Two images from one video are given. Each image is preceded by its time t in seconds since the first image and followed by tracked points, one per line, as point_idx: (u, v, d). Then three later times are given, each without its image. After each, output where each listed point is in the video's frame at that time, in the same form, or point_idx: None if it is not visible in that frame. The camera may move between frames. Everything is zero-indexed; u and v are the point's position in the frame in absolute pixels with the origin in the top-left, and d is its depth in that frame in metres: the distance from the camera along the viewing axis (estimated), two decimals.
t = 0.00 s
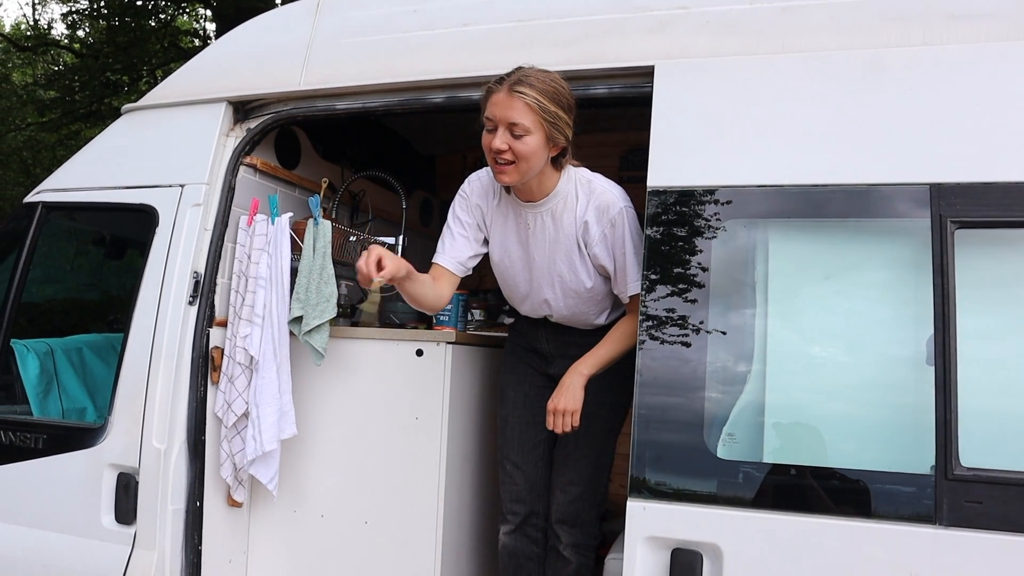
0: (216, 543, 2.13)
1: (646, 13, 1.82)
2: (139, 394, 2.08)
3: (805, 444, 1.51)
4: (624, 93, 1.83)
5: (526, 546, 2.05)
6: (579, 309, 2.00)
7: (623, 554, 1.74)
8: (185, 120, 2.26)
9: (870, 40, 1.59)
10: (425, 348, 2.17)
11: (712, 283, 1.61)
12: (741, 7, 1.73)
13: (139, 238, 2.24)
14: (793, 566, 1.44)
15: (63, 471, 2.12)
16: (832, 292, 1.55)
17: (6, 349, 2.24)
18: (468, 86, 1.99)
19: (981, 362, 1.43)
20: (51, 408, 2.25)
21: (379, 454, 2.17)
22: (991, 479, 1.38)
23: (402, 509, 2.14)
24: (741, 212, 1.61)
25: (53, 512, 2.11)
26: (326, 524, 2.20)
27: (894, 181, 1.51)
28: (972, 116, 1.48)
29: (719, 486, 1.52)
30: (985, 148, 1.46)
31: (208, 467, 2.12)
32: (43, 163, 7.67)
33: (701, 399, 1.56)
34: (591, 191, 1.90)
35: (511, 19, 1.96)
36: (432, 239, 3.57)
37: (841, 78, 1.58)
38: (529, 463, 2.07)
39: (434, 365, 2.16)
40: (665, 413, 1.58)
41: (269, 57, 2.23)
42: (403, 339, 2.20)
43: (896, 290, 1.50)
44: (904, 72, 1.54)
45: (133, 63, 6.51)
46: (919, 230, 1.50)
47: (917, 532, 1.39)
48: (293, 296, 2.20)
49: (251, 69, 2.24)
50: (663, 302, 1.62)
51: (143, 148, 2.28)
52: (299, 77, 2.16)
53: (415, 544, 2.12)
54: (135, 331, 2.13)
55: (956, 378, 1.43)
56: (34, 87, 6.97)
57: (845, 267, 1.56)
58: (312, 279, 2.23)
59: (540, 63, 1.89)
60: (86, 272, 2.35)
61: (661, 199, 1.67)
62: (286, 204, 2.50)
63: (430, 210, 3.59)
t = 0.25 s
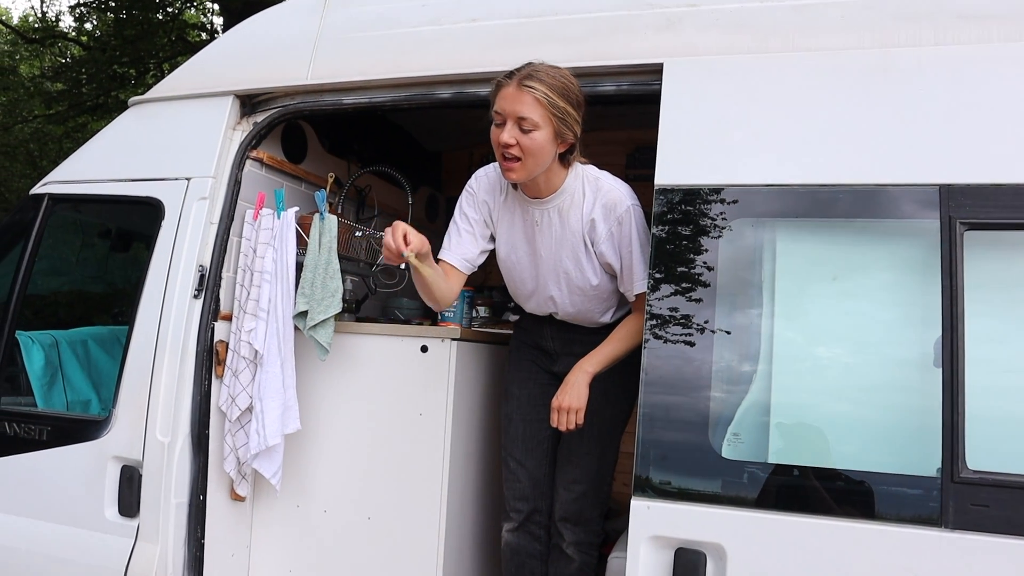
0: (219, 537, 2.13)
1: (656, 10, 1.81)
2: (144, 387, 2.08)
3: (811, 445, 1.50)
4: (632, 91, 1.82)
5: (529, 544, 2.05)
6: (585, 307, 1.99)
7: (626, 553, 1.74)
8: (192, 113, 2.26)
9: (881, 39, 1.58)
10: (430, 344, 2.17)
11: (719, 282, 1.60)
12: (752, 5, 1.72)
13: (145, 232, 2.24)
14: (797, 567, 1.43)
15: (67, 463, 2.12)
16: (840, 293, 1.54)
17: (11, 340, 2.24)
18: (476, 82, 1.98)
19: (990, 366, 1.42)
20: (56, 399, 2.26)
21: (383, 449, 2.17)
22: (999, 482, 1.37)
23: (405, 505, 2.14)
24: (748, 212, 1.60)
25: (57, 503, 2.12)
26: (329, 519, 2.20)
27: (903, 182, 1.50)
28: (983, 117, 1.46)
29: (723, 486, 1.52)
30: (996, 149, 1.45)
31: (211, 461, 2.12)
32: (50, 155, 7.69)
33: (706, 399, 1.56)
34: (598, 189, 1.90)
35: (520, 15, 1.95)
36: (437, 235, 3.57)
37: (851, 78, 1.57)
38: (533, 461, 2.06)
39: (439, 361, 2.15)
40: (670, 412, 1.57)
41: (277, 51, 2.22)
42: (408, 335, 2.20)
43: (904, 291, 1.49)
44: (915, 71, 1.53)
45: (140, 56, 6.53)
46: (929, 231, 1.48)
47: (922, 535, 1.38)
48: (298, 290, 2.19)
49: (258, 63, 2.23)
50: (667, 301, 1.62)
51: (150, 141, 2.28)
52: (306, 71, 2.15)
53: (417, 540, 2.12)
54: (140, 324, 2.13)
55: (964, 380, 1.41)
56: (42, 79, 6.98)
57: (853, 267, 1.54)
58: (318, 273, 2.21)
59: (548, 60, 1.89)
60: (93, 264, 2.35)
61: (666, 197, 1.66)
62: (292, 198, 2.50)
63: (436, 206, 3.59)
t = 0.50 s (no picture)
0: (225, 536, 2.14)
1: (664, 10, 1.80)
2: (151, 385, 2.09)
3: (820, 446, 1.49)
4: (640, 90, 1.82)
5: (535, 544, 2.04)
6: (589, 306, 1.99)
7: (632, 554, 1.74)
8: (200, 113, 2.26)
9: (890, 39, 1.57)
10: (436, 344, 2.17)
11: (725, 282, 1.60)
12: (760, 4, 1.71)
13: (152, 231, 2.25)
14: (805, 568, 1.43)
15: (74, 461, 2.13)
16: (848, 293, 1.54)
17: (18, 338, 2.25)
18: (483, 82, 1.98)
19: (999, 367, 1.41)
20: (63, 397, 2.26)
21: (389, 449, 2.17)
22: (1008, 484, 1.36)
23: (412, 505, 2.14)
24: (756, 212, 1.60)
25: (64, 501, 2.12)
26: (336, 518, 2.20)
27: (912, 182, 1.49)
28: (993, 117, 1.46)
29: (731, 487, 1.51)
30: (1006, 149, 1.44)
31: (218, 460, 2.13)
32: (58, 154, 7.74)
33: (713, 399, 1.55)
34: (605, 188, 1.89)
35: (527, 14, 1.95)
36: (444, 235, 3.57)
37: (860, 77, 1.56)
38: (539, 461, 2.06)
39: (446, 361, 2.16)
40: (677, 413, 1.57)
41: (284, 51, 2.23)
42: (414, 335, 2.20)
43: (913, 291, 1.48)
44: (925, 71, 1.52)
45: (148, 56, 6.55)
46: (938, 231, 1.48)
47: (930, 537, 1.37)
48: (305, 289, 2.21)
49: (266, 62, 2.24)
50: (673, 301, 1.61)
51: (157, 141, 2.29)
52: (314, 71, 2.16)
53: (423, 539, 2.12)
54: (147, 323, 2.14)
55: (973, 381, 1.41)
56: (51, 79, 7.02)
57: (862, 268, 1.54)
58: (325, 272, 2.24)
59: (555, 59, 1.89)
60: (100, 263, 2.34)
61: (673, 198, 1.66)
62: (300, 197, 2.50)
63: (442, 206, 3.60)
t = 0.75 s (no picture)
0: (231, 535, 2.14)
1: (669, 10, 1.80)
2: (157, 385, 2.09)
3: (825, 447, 1.49)
4: (645, 91, 1.82)
5: (539, 544, 2.04)
6: (589, 304, 2.00)
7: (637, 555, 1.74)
8: (206, 113, 2.27)
9: (896, 40, 1.57)
10: (441, 344, 2.17)
11: (730, 283, 1.59)
12: (766, 5, 1.71)
13: (158, 232, 2.25)
14: (810, 569, 1.42)
15: (80, 460, 2.13)
16: (853, 294, 1.53)
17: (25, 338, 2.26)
18: (489, 82, 1.99)
19: (1005, 368, 1.41)
20: (69, 397, 2.27)
21: (394, 448, 2.18)
22: (1014, 486, 1.36)
23: (416, 504, 2.14)
24: (761, 213, 1.60)
25: (70, 500, 2.13)
26: (340, 518, 2.21)
27: (918, 183, 1.49)
28: (1000, 117, 1.45)
29: (736, 487, 1.51)
30: (1012, 149, 1.43)
31: (223, 460, 2.14)
32: (65, 154, 7.77)
33: (717, 400, 1.55)
34: (608, 189, 1.88)
35: (533, 15, 1.95)
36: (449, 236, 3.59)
37: (866, 78, 1.56)
38: (544, 461, 2.06)
39: (450, 361, 2.16)
40: (682, 414, 1.56)
41: (290, 52, 2.23)
42: (419, 335, 2.20)
43: (919, 292, 1.48)
44: (931, 71, 1.52)
45: (154, 57, 6.58)
46: (944, 232, 1.47)
47: (936, 538, 1.36)
48: (311, 289, 2.21)
49: (272, 63, 2.24)
50: (677, 302, 1.61)
51: (164, 141, 2.30)
52: (320, 72, 2.16)
53: (428, 539, 2.12)
54: (153, 322, 2.14)
55: (980, 382, 1.40)
56: (57, 80, 7.04)
57: (867, 268, 1.53)
58: (330, 273, 2.23)
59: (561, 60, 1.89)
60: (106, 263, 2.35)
61: (677, 199, 1.66)
62: (306, 198, 2.51)
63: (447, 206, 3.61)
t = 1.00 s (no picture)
0: (230, 534, 2.15)
1: (672, 12, 1.81)
2: (157, 384, 2.09)
3: (825, 449, 1.49)
4: (648, 92, 1.82)
5: (539, 545, 2.05)
6: (588, 303, 2.00)
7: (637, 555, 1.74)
8: (208, 112, 2.27)
9: (899, 43, 1.58)
10: (442, 344, 2.18)
11: (731, 285, 1.60)
12: (768, 8, 1.71)
13: (159, 230, 2.26)
14: (810, 571, 1.43)
15: (80, 458, 2.13)
16: (854, 297, 1.54)
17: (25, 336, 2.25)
18: (491, 83, 1.99)
19: (1005, 371, 1.41)
20: (69, 395, 2.27)
21: (394, 448, 2.18)
22: (1014, 488, 1.36)
23: (416, 504, 2.15)
24: (762, 215, 1.60)
25: (70, 499, 2.13)
26: (340, 518, 2.21)
27: (920, 186, 1.49)
28: (1002, 121, 1.46)
29: (736, 489, 1.51)
30: (1014, 153, 1.44)
31: (223, 459, 2.14)
32: (64, 153, 7.76)
33: (718, 402, 1.55)
34: (608, 187, 1.88)
35: (535, 16, 1.96)
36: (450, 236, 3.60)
37: (868, 81, 1.56)
38: (545, 462, 2.07)
39: (451, 361, 2.16)
40: (683, 415, 1.57)
41: (293, 51, 2.23)
42: (420, 335, 2.21)
43: (920, 295, 1.48)
44: (933, 75, 1.52)
45: (155, 56, 6.57)
46: (945, 235, 1.48)
47: (936, 541, 1.37)
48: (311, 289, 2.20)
49: (274, 62, 2.24)
50: (676, 304, 1.62)
51: (166, 140, 2.30)
52: (322, 71, 2.16)
53: (428, 539, 2.12)
54: (154, 321, 2.14)
55: (980, 385, 1.40)
56: (57, 78, 7.03)
57: (869, 271, 1.54)
58: (331, 273, 2.23)
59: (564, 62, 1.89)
60: (105, 261, 2.36)
61: (677, 200, 1.66)
62: (308, 197, 2.51)
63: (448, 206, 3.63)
